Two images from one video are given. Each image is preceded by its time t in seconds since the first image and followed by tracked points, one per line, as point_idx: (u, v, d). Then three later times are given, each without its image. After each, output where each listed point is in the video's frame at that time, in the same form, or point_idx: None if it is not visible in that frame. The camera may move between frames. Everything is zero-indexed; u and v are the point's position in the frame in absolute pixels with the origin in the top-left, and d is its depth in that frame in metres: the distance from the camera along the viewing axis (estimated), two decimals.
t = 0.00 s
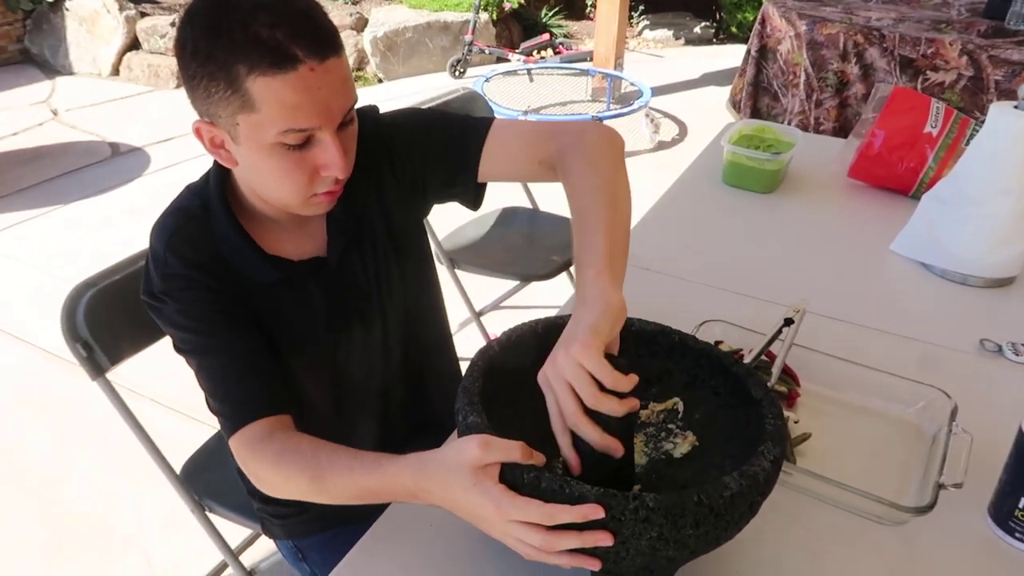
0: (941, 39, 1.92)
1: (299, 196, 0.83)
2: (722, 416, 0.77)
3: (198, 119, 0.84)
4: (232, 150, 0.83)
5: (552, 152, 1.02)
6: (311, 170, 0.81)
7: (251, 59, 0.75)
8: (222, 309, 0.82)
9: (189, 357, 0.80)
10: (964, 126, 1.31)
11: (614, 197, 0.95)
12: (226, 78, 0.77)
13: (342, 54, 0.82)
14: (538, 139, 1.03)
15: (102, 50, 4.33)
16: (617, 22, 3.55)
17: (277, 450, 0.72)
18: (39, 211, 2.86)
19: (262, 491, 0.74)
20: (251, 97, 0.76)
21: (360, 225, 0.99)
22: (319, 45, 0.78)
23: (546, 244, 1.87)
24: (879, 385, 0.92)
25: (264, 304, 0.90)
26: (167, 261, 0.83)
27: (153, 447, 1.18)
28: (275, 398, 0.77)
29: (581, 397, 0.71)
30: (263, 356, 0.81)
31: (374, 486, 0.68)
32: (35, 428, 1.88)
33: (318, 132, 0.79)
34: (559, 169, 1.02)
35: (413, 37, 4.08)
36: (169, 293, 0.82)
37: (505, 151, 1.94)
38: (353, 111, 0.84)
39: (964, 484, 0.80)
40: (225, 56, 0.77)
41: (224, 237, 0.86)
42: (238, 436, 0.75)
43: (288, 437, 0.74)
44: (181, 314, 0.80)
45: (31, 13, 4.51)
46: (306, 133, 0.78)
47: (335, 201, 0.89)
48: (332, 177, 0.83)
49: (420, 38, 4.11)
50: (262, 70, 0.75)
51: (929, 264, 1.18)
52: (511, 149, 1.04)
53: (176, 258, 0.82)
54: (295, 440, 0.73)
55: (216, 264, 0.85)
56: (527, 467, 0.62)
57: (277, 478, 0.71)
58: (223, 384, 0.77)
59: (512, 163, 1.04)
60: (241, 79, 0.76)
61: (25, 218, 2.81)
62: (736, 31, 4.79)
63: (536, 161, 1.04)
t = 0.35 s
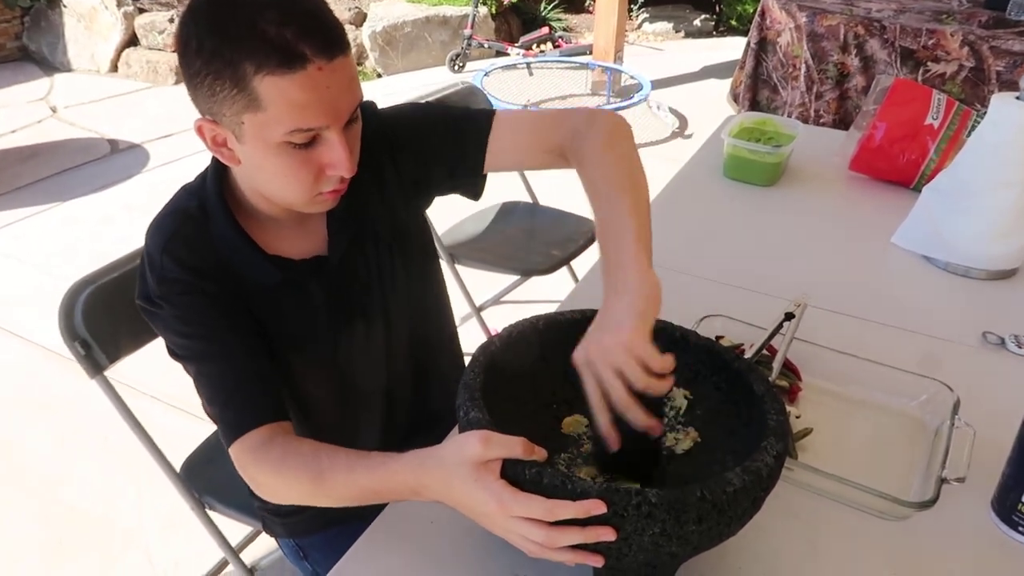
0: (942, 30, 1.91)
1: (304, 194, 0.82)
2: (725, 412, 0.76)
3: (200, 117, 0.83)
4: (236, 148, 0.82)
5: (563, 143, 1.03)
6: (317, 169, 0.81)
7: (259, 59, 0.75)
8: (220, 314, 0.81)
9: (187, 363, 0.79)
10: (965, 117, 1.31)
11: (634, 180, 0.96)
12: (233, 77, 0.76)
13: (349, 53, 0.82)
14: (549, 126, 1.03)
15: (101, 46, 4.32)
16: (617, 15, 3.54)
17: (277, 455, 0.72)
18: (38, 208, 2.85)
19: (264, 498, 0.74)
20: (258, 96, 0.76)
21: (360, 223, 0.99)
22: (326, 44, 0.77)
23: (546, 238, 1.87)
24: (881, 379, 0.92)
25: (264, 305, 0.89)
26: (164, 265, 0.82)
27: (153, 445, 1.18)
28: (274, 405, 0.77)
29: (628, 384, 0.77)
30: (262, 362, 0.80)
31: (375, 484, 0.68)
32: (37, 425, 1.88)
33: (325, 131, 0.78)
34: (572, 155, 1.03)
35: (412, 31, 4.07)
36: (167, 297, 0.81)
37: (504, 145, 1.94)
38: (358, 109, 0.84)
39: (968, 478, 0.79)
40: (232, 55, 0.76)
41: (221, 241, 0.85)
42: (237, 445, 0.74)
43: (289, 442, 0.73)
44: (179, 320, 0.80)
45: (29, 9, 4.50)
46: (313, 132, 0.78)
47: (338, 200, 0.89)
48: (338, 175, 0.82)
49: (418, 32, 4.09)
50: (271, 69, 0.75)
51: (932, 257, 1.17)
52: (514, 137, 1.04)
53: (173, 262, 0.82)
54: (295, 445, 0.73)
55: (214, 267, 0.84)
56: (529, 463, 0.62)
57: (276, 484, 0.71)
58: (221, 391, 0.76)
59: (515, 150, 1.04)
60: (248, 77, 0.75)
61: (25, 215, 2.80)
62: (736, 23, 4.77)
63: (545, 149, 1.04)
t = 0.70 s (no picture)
0: (943, 23, 1.90)
1: (296, 188, 0.82)
2: (725, 405, 0.76)
3: (196, 108, 0.83)
4: (229, 141, 0.82)
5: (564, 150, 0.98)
6: (308, 163, 0.80)
7: (248, 50, 0.74)
8: (223, 306, 0.81)
9: (189, 354, 0.79)
10: (966, 111, 1.30)
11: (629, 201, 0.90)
12: (224, 68, 0.76)
13: (344, 49, 0.81)
14: (554, 134, 0.99)
15: (99, 43, 4.31)
16: (616, 11, 3.53)
17: (275, 451, 0.72)
18: (37, 206, 2.85)
19: (260, 492, 0.74)
20: (247, 87, 0.76)
21: (363, 220, 0.99)
22: (317, 36, 0.77)
23: (546, 234, 1.86)
24: (881, 375, 0.91)
25: (266, 299, 0.89)
26: (167, 257, 0.82)
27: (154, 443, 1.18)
28: (274, 398, 0.77)
29: (595, 387, 0.71)
30: (263, 355, 0.80)
31: (372, 483, 0.68)
32: (37, 424, 1.88)
33: (315, 125, 0.77)
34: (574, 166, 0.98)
35: (411, 27, 4.06)
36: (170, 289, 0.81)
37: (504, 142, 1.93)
38: (353, 105, 0.83)
39: (969, 474, 0.79)
40: (223, 46, 0.76)
41: (225, 234, 0.85)
42: (239, 437, 0.74)
43: (287, 439, 0.73)
44: (181, 312, 0.80)
45: (27, 6, 4.49)
46: (302, 126, 0.77)
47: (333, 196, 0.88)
48: (329, 171, 0.81)
49: (418, 28, 4.08)
50: (259, 61, 0.74)
51: (933, 252, 1.17)
52: (519, 141, 1.00)
53: (176, 255, 0.82)
54: (294, 442, 0.73)
55: (217, 259, 0.84)
56: (526, 463, 0.62)
57: (275, 479, 0.71)
58: (223, 382, 0.76)
59: (519, 156, 1.00)
60: (237, 68, 0.75)
61: (23, 214, 2.80)
62: (736, 18, 4.76)
63: (551, 155, 0.99)
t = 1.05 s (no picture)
0: (947, 26, 1.90)
1: (309, 175, 0.82)
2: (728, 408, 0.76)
3: (203, 104, 0.83)
4: (239, 134, 0.82)
5: (554, 141, 1.00)
6: (321, 151, 0.80)
7: (257, 40, 0.75)
8: (227, 304, 0.81)
9: (195, 354, 0.79)
10: (970, 115, 1.30)
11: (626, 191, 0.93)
12: (233, 61, 0.76)
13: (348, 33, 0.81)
14: (543, 129, 1.01)
15: (102, 37, 4.30)
16: (619, 11, 3.51)
17: (280, 447, 0.72)
18: (39, 200, 2.85)
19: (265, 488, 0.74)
20: (260, 77, 0.76)
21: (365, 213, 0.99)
22: (324, 21, 0.77)
23: (549, 234, 1.86)
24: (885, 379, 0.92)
25: (270, 294, 0.89)
26: (170, 256, 0.82)
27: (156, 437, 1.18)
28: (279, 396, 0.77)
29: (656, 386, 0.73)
30: (268, 352, 0.80)
31: (377, 482, 0.68)
32: (38, 418, 1.89)
33: (327, 110, 0.78)
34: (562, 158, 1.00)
35: (415, 24, 4.05)
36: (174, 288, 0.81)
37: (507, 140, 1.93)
38: (360, 90, 0.83)
39: (970, 479, 0.79)
40: (232, 38, 0.76)
41: (226, 232, 0.85)
42: (243, 439, 0.74)
43: (292, 435, 0.74)
44: (186, 312, 0.80)
45: None
46: (315, 112, 0.77)
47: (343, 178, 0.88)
48: (342, 155, 0.82)
49: (421, 25, 4.07)
50: (271, 50, 0.74)
51: (935, 256, 1.17)
52: (511, 138, 1.02)
53: (179, 253, 0.82)
54: (298, 439, 0.73)
55: (220, 258, 0.84)
56: (531, 463, 0.62)
57: (279, 475, 0.71)
58: (229, 379, 0.76)
59: (510, 150, 1.03)
60: (249, 59, 0.75)
61: (26, 208, 2.80)
62: (739, 17, 4.75)
63: (538, 150, 1.02)
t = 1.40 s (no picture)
0: (945, 83, 1.94)
1: (320, 225, 0.82)
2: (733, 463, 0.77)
3: (220, 151, 0.84)
4: (253, 181, 0.83)
5: (582, 184, 1.05)
6: (334, 200, 0.81)
7: (274, 93, 0.76)
8: (233, 345, 0.82)
9: (199, 396, 0.80)
10: (969, 172, 1.33)
11: (651, 199, 1.01)
12: (249, 112, 0.78)
13: (364, 85, 0.83)
14: (567, 171, 1.06)
15: (112, 65, 4.36)
16: (623, 51, 3.59)
17: (288, 490, 0.72)
18: (42, 224, 2.86)
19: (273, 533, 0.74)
20: (276, 129, 0.77)
21: (374, 257, 1.00)
22: (340, 74, 0.79)
23: (550, 275, 1.87)
24: (885, 435, 0.92)
25: (275, 336, 0.90)
26: (177, 296, 0.83)
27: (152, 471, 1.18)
28: (282, 439, 0.77)
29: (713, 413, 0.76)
30: (273, 394, 0.80)
31: (383, 526, 0.68)
32: (31, 444, 1.87)
33: (341, 162, 0.79)
34: (595, 198, 1.04)
35: (421, 62, 4.12)
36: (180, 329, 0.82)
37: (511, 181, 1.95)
38: (374, 142, 0.85)
39: (971, 537, 0.79)
40: (250, 89, 0.78)
41: (234, 274, 0.86)
42: (248, 485, 0.74)
43: (298, 480, 0.74)
44: (190, 352, 0.80)
45: (43, 26, 4.55)
46: (329, 163, 0.79)
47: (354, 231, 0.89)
48: (354, 205, 0.82)
49: (427, 63, 4.14)
50: (287, 102, 0.76)
51: (934, 311, 1.18)
52: (536, 180, 1.06)
53: (187, 294, 0.82)
54: (304, 483, 0.73)
55: (227, 299, 0.85)
56: (539, 511, 0.63)
57: (284, 519, 0.71)
58: (231, 423, 0.77)
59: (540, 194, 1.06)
60: (265, 110, 0.77)
61: (28, 231, 2.81)
62: (739, 66, 4.84)
63: (567, 192, 1.06)
